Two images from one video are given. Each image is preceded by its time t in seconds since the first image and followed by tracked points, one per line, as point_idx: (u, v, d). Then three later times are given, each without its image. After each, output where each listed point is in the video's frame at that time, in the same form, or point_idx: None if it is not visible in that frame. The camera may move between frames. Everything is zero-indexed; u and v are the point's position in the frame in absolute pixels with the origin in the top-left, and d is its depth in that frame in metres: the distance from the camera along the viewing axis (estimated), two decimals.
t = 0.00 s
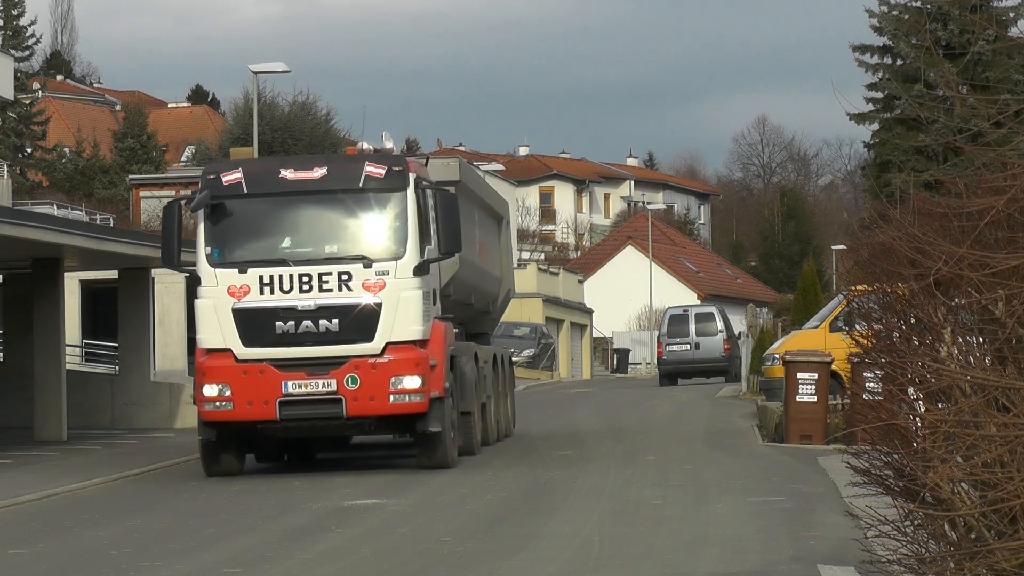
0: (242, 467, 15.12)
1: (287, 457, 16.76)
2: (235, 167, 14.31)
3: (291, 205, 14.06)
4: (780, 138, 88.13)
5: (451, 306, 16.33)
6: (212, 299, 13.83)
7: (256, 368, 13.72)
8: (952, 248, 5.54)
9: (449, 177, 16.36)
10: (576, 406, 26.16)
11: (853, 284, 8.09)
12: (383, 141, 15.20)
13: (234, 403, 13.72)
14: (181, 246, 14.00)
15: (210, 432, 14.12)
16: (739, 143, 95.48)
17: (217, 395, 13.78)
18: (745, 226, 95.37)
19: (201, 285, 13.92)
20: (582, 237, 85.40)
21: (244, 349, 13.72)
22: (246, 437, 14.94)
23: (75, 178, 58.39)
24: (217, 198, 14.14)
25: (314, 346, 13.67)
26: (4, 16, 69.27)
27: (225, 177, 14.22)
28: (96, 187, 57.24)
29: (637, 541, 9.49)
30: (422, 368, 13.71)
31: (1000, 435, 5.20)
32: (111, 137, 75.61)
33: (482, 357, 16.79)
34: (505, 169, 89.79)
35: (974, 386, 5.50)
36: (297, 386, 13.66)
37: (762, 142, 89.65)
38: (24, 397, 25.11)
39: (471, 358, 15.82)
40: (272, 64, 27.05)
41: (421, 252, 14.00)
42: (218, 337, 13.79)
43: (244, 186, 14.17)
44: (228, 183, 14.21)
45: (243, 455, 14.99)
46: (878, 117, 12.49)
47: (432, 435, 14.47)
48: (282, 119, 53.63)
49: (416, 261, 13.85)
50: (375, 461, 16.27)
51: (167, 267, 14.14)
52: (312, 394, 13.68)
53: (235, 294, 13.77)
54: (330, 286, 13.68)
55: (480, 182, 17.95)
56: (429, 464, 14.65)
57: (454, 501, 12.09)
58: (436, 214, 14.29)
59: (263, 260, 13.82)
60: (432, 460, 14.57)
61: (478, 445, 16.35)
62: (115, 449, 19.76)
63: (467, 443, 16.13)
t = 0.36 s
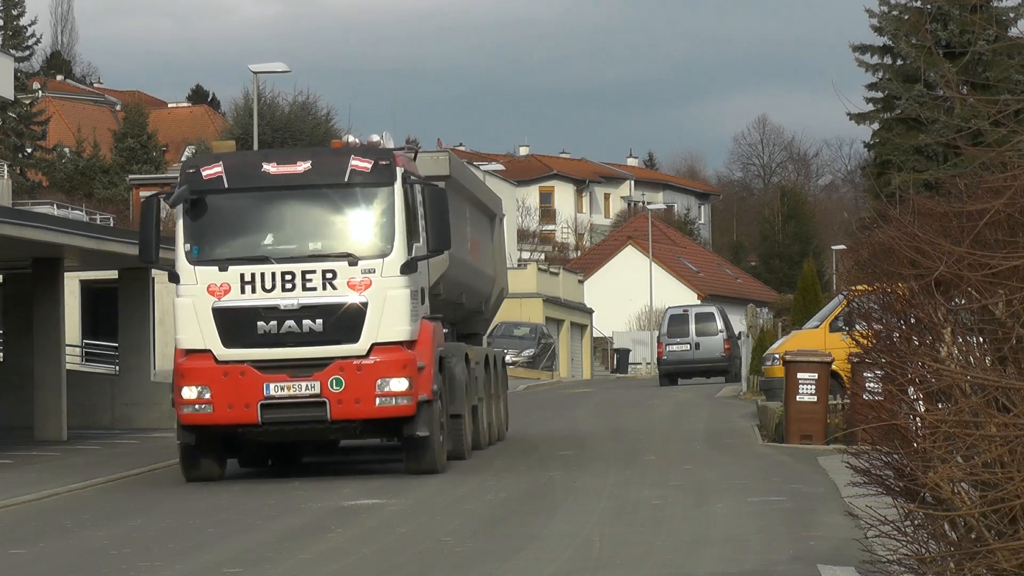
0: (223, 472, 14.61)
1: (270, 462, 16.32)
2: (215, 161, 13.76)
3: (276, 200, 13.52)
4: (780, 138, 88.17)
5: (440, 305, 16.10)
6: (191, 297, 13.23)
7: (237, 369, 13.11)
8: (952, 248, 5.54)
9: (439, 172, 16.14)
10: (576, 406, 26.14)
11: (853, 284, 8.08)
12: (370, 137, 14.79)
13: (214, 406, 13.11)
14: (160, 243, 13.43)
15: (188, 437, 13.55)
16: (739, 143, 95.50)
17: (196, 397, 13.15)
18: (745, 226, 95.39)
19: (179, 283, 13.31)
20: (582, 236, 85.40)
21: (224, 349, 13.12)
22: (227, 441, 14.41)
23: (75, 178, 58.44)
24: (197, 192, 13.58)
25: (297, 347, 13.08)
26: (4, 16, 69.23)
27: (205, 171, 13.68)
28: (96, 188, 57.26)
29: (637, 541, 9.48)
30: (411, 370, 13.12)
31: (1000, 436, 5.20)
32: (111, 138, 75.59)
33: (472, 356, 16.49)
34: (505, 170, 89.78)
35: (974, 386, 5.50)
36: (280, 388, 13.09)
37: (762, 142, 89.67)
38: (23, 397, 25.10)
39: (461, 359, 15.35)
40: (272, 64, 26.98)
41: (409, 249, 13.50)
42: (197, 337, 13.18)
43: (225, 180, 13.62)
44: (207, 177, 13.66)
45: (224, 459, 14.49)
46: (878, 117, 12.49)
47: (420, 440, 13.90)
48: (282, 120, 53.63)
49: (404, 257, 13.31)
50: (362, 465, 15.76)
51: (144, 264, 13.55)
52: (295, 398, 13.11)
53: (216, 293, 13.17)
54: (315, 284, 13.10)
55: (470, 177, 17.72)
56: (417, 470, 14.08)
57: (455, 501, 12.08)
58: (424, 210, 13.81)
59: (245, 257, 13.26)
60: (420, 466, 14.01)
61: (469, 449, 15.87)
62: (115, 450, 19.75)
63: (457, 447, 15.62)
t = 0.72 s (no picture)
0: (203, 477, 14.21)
1: (253, 466, 15.94)
2: (193, 153, 13.38)
3: (255, 194, 13.16)
4: (780, 138, 88.20)
5: (429, 304, 15.70)
6: (167, 296, 12.89)
7: (216, 370, 12.77)
8: (952, 248, 5.54)
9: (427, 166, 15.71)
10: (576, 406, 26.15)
11: (853, 284, 8.09)
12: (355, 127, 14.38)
13: (192, 408, 12.77)
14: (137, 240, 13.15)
15: (166, 440, 13.16)
16: (739, 143, 95.51)
17: (173, 399, 12.82)
18: (745, 226, 95.38)
19: (156, 281, 12.97)
20: (582, 236, 85.40)
21: (202, 350, 12.77)
22: (207, 446, 14.01)
23: (75, 178, 58.49)
24: (173, 186, 13.22)
25: (278, 347, 12.73)
26: (4, 16, 69.26)
27: (182, 164, 13.30)
28: (96, 188, 57.27)
29: (637, 541, 9.49)
30: (396, 371, 12.78)
31: (1000, 436, 5.20)
32: (111, 138, 75.60)
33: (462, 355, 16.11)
34: (505, 170, 89.78)
35: (975, 386, 5.50)
36: (260, 390, 12.74)
37: (762, 142, 89.70)
38: (24, 397, 25.12)
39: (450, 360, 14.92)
40: (271, 63, 26.96)
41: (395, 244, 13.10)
42: (174, 337, 12.84)
43: (203, 174, 13.26)
44: (185, 171, 13.29)
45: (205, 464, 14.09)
46: (877, 118, 12.48)
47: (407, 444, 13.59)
48: (282, 120, 53.64)
49: (390, 253, 12.94)
50: (347, 471, 15.36)
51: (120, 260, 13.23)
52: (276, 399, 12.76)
53: (193, 290, 12.83)
54: (296, 282, 12.76)
55: (460, 172, 17.36)
56: (403, 474, 13.77)
57: (455, 501, 12.09)
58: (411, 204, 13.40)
59: (224, 253, 12.90)
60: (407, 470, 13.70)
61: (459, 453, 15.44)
62: (115, 450, 19.76)
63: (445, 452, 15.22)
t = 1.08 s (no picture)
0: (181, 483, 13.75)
1: (235, 472, 15.39)
2: (170, 145, 12.96)
3: (234, 189, 12.73)
4: (780, 138, 88.22)
5: (417, 303, 15.26)
6: (143, 293, 12.48)
7: (193, 371, 12.35)
8: (953, 249, 5.53)
9: (415, 160, 15.14)
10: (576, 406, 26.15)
11: (853, 284, 8.09)
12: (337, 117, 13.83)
13: (168, 411, 12.35)
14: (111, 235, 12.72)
15: (141, 443, 12.73)
16: (739, 142, 95.53)
17: (149, 402, 12.39)
18: (745, 226, 95.40)
19: (132, 277, 12.57)
20: (582, 236, 85.37)
21: (179, 349, 12.36)
22: (185, 450, 13.55)
23: (75, 178, 58.42)
24: (149, 179, 12.80)
25: (258, 346, 12.32)
26: (4, 16, 69.25)
27: (159, 156, 12.89)
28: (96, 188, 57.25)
29: (636, 541, 9.49)
30: (380, 372, 12.36)
31: (1001, 436, 5.20)
32: (110, 138, 75.56)
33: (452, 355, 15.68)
34: (505, 169, 89.78)
35: (975, 386, 5.50)
36: (239, 391, 12.31)
37: (762, 142, 89.72)
38: (24, 397, 25.14)
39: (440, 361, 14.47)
40: (272, 63, 26.95)
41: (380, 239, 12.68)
42: (150, 335, 12.43)
43: (180, 166, 12.84)
44: (161, 163, 12.87)
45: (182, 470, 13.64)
46: (878, 118, 12.46)
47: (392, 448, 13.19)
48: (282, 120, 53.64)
49: (375, 250, 12.51)
50: (332, 476, 14.87)
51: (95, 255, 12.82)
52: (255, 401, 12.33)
53: (170, 288, 12.43)
54: (277, 279, 12.35)
55: (450, 166, 16.93)
56: (389, 480, 13.36)
57: (455, 501, 12.08)
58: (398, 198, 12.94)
59: (201, 250, 12.48)
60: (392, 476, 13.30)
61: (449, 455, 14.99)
62: (115, 449, 19.76)
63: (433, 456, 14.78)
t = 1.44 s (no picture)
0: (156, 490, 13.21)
1: (217, 477, 14.77)
2: (144, 136, 12.34)
3: (212, 182, 12.15)
4: (779, 138, 88.23)
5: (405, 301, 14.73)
6: (115, 292, 11.89)
7: (168, 373, 11.76)
8: (953, 248, 5.54)
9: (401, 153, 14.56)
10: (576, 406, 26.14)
11: (853, 284, 8.08)
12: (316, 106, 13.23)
13: (142, 414, 11.75)
14: (82, 229, 12.10)
15: (114, 449, 12.10)
16: (739, 143, 95.59)
17: (122, 404, 11.80)
18: (745, 227, 95.45)
19: (103, 275, 11.97)
20: (582, 236, 85.35)
21: (153, 350, 11.78)
22: (160, 455, 13.00)
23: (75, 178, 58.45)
24: (121, 172, 12.19)
25: (236, 347, 11.75)
26: (4, 16, 69.23)
27: (132, 148, 12.27)
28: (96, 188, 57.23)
29: (637, 541, 9.49)
30: (364, 374, 11.82)
31: (1001, 436, 5.20)
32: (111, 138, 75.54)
33: (441, 356, 15.14)
34: (505, 169, 89.76)
35: (975, 386, 5.50)
36: (216, 394, 11.74)
37: (762, 142, 89.74)
38: (25, 398, 25.15)
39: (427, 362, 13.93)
40: (271, 63, 26.93)
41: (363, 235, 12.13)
42: (122, 336, 11.84)
43: (154, 159, 12.22)
44: (135, 155, 12.26)
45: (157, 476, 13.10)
46: (878, 118, 12.45)
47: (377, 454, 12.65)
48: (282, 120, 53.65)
49: (358, 246, 11.97)
50: (315, 483, 14.32)
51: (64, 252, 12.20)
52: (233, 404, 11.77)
53: (143, 286, 11.84)
54: (255, 276, 11.78)
55: (440, 161, 16.41)
56: (374, 487, 12.82)
57: (455, 501, 12.08)
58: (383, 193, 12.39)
59: (177, 246, 11.90)
60: (377, 482, 12.76)
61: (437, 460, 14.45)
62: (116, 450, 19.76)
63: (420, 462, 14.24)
